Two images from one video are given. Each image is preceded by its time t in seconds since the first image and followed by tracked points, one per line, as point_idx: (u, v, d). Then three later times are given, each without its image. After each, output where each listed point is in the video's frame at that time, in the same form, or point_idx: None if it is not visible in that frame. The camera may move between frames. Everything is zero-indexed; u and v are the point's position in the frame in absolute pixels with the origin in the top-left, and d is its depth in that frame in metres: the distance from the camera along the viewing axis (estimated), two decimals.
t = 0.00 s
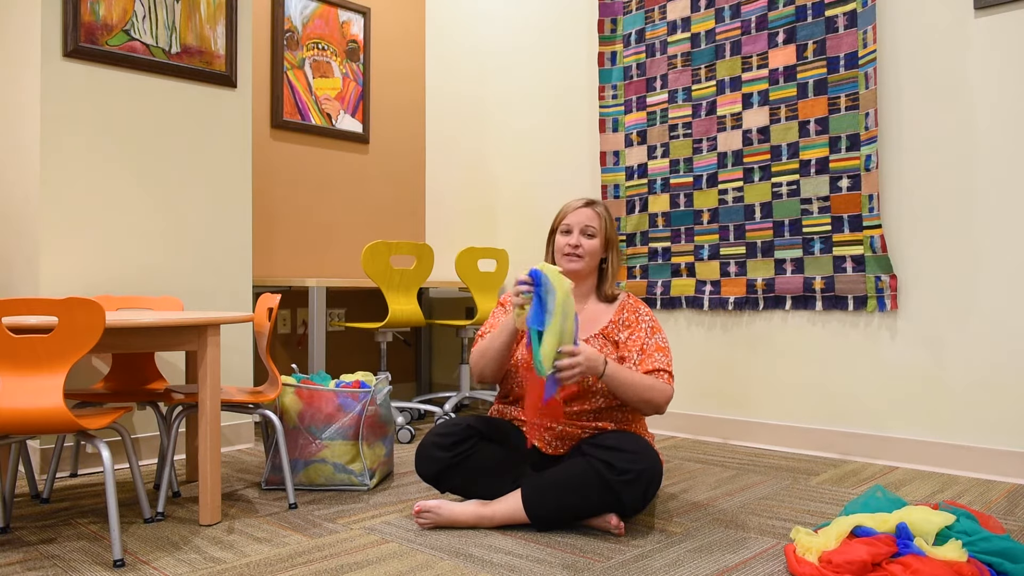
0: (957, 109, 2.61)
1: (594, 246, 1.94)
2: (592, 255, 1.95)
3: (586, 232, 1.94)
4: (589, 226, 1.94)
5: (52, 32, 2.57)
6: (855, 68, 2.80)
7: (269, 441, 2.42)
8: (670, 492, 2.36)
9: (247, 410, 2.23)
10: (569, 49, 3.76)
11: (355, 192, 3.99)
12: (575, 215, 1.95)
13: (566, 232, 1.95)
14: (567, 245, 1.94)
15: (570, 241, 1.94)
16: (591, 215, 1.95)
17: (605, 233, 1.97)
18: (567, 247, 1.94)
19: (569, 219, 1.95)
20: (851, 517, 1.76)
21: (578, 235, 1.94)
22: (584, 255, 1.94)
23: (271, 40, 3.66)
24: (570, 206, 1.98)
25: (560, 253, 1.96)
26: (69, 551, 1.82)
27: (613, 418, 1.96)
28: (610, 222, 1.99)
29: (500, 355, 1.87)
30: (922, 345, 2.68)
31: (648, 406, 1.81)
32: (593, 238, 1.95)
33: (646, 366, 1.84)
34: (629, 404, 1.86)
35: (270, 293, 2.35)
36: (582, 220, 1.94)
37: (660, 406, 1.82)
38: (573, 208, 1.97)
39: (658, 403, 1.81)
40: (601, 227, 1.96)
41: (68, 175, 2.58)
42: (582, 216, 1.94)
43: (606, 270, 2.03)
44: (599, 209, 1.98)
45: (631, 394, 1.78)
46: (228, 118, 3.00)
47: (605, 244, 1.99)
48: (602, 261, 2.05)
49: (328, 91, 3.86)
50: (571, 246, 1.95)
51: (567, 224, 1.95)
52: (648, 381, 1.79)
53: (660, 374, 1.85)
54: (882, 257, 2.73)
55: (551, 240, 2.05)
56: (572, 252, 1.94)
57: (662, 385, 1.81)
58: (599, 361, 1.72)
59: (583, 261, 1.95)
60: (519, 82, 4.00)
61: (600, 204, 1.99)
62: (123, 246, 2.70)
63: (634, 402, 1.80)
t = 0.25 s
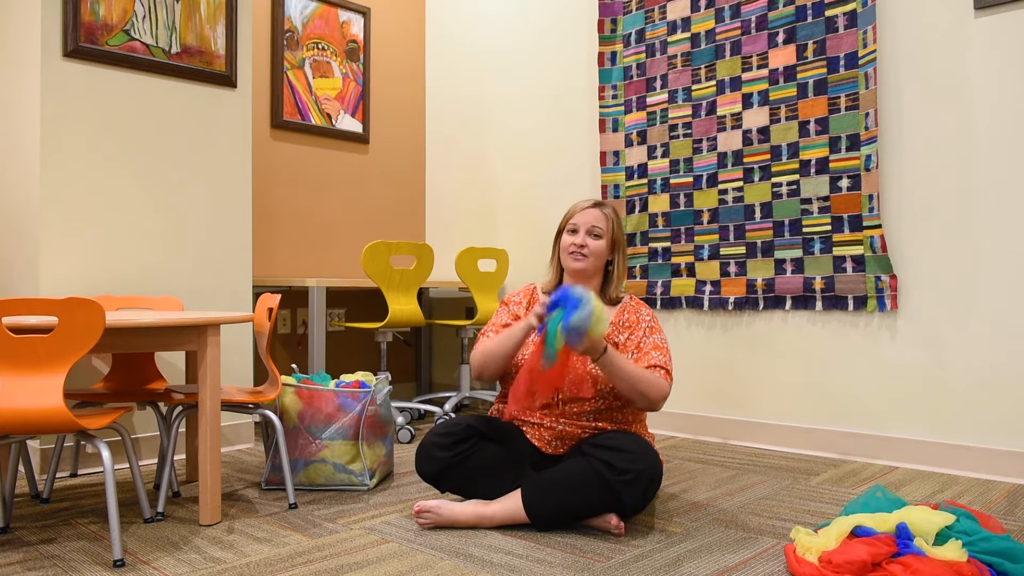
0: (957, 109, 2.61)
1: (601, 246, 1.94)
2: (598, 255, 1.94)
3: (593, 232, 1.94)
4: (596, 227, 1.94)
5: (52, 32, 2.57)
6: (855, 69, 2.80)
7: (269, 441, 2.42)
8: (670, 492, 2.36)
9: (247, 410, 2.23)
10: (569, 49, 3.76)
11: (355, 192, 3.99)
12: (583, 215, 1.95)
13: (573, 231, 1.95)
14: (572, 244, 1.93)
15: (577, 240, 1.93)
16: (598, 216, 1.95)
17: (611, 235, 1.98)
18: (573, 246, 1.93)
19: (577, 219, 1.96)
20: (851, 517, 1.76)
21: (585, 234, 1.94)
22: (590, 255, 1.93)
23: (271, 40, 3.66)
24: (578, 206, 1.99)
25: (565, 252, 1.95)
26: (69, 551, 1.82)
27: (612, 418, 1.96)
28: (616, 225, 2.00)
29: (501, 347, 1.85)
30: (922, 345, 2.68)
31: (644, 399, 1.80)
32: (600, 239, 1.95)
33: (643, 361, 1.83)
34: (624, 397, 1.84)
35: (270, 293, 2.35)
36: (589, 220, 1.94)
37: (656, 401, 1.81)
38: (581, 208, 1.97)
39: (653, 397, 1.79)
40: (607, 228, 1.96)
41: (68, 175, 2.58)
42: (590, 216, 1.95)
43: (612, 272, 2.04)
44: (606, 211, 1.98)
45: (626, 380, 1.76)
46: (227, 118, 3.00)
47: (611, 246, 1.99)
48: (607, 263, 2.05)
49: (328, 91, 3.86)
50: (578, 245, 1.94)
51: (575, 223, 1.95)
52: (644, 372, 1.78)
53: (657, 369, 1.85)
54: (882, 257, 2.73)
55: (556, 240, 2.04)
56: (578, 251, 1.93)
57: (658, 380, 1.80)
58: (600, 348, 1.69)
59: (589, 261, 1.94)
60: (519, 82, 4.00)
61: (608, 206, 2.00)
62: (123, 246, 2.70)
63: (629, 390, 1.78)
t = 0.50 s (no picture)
0: (957, 108, 2.61)
1: (603, 247, 1.94)
2: (600, 255, 1.94)
3: (597, 232, 1.94)
4: (600, 227, 1.94)
5: (52, 32, 2.57)
6: (855, 69, 2.80)
7: (269, 441, 2.42)
8: (670, 492, 2.36)
9: (247, 410, 2.23)
10: (569, 49, 3.76)
11: (355, 192, 3.99)
12: (587, 215, 1.95)
13: (576, 231, 1.95)
14: (575, 243, 1.93)
15: (580, 240, 1.93)
16: (603, 216, 1.95)
17: (615, 236, 1.97)
18: (575, 245, 1.93)
19: (581, 219, 1.96)
20: (851, 517, 1.76)
21: (588, 234, 1.93)
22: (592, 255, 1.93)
23: (271, 40, 3.66)
24: (584, 206, 1.99)
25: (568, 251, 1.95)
26: (69, 551, 1.82)
27: (612, 417, 1.96)
28: (621, 225, 2.00)
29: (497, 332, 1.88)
30: (922, 345, 2.68)
31: (647, 383, 1.78)
32: (603, 239, 1.95)
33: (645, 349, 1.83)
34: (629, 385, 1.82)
35: (270, 293, 2.35)
36: (593, 220, 1.94)
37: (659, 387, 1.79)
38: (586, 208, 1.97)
39: (657, 380, 1.78)
40: (611, 229, 1.96)
41: (68, 175, 2.58)
42: (594, 216, 1.94)
43: (615, 273, 2.03)
44: (611, 212, 1.98)
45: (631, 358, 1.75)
46: (227, 118, 3.00)
47: (614, 247, 1.98)
48: (611, 264, 2.05)
49: (328, 91, 3.86)
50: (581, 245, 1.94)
51: (579, 222, 1.95)
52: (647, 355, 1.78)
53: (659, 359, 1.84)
54: (882, 257, 2.73)
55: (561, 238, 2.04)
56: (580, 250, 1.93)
57: (662, 366, 1.79)
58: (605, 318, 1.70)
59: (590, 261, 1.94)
60: (519, 82, 4.00)
61: (613, 207, 2.00)
62: (124, 246, 2.70)
63: (634, 373, 1.77)
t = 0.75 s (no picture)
0: (957, 109, 2.61)
1: (604, 249, 1.94)
2: (601, 258, 1.95)
3: (598, 235, 1.94)
4: (601, 230, 1.94)
5: (52, 32, 2.57)
6: (855, 68, 2.80)
7: (269, 441, 2.42)
8: (670, 492, 2.36)
9: (247, 410, 2.23)
10: (569, 49, 3.76)
11: (355, 192, 3.99)
12: (588, 217, 1.95)
13: (578, 233, 1.96)
14: (576, 246, 1.95)
15: (580, 242, 1.94)
16: (604, 219, 1.95)
17: (617, 238, 1.97)
18: (576, 247, 1.95)
19: (583, 221, 1.96)
20: (851, 517, 1.76)
21: (589, 237, 1.94)
22: (593, 258, 1.94)
23: (271, 41, 3.66)
24: (586, 207, 1.99)
25: (569, 253, 1.97)
26: (69, 551, 1.82)
27: (613, 418, 1.97)
28: (624, 226, 1.99)
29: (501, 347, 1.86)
30: (922, 345, 2.68)
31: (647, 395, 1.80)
32: (604, 241, 1.95)
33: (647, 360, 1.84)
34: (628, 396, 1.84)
35: (270, 293, 2.35)
36: (595, 222, 1.94)
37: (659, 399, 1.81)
38: (588, 210, 1.97)
39: (657, 393, 1.79)
40: (613, 231, 1.96)
41: (68, 175, 2.58)
42: (595, 219, 1.94)
43: (618, 274, 2.03)
44: (614, 214, 1.98)
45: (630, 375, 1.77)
46: (227, 118, 3.00)
47: (617, 248, 1.98)
48: (615, 264, 2.05)
49: (328, 91, 3.86)
50: (582, 247, 1.95)
51: (580, 225, 1.96)
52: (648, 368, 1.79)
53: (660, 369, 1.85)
54: (882, 257, 2.73)
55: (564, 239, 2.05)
56: (581, 253, 1.95)
57: (662, 376, 1.80)
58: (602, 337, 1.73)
59: (591, 263, 1.95)
60: (519, 82, 4.00)
61: (616, 208, 1.99)
62: (123, 246, 2.70)
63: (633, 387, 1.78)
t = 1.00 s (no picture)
0: (957, 109, 2.61)
1: (603, 249, 1.94)
2: (601, 258, 1.95)
3: (597, 235, 1.94)
4: (600, 230, 1.93)
5: (53, 32, 2.57)
6: (855, 68, 2.80)
7: (269, 441, 2.42)
8: (670, 492, 2.36)
9: (247, 410, 2.23)
10: (569, 49, 3.76)
11: (355, 192, 3.99)
12: (587, 217, 1.94)
13: (577, 233, 1.96)
14: (576, 246, 1.95)
15: (580, 243, 1.94)
16: (604, 219, 1.94)
17: (617, 237, 1.97)
18: (576, 248, 1.95)
19: (582, 221, 1.96)
20: (851, 517, 1.76)
21: (588, 237, 1.94)
22: (592, 258, 1.94)
23: (271, 41, 3.66)
24: (586, 207, 1.98)
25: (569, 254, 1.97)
26: (69, 551, 1.82)
27: (614, 418, 1.96)
28: (624, 226, 1.99)
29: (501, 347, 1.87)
30: (922, 345, 2.68)
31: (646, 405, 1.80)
32: (604, 241, 1.95)
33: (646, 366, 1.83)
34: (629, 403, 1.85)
35: (270, 293, 2.35)
36: (594, 222, 1.94)
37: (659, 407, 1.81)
38: (588, 210, 1.97)
39: (656, 404, 1.79)
40: (613, 231, 1.95)
41: (68, 175, 2.58)
42: (594, 218, 1.94)
43: (618, 274, 2.03)
44: (613, 213, 1.97)
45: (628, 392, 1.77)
46: (227, 118, 3.00)
47: (617, 248, 1.98)
48: (615, 264, 2.05)
49: (328, 91, 3.86)
50: (581, 248, 1.95)
51: (579, 225, 1.95)
52: (646, 380, 1.78)
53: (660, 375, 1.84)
54: (882, 257, 2.73)
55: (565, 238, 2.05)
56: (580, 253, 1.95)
57: (662, 385, 1.80)
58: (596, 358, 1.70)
59: (591, 263, 1.95)
60: (519, 82, 4.00)
61: (616, 207, 1.98)
62: (124, 246, 2.70)
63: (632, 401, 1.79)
